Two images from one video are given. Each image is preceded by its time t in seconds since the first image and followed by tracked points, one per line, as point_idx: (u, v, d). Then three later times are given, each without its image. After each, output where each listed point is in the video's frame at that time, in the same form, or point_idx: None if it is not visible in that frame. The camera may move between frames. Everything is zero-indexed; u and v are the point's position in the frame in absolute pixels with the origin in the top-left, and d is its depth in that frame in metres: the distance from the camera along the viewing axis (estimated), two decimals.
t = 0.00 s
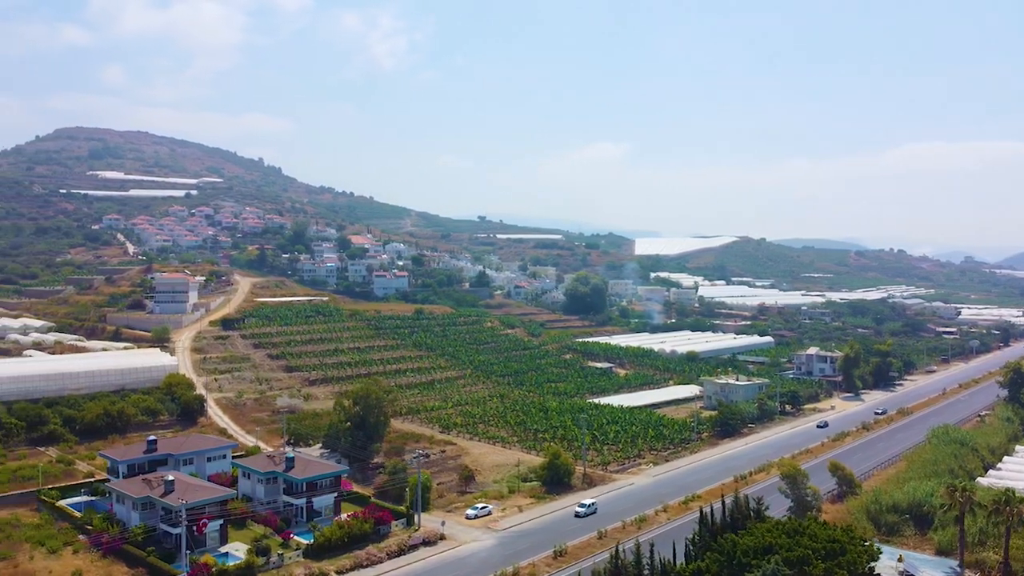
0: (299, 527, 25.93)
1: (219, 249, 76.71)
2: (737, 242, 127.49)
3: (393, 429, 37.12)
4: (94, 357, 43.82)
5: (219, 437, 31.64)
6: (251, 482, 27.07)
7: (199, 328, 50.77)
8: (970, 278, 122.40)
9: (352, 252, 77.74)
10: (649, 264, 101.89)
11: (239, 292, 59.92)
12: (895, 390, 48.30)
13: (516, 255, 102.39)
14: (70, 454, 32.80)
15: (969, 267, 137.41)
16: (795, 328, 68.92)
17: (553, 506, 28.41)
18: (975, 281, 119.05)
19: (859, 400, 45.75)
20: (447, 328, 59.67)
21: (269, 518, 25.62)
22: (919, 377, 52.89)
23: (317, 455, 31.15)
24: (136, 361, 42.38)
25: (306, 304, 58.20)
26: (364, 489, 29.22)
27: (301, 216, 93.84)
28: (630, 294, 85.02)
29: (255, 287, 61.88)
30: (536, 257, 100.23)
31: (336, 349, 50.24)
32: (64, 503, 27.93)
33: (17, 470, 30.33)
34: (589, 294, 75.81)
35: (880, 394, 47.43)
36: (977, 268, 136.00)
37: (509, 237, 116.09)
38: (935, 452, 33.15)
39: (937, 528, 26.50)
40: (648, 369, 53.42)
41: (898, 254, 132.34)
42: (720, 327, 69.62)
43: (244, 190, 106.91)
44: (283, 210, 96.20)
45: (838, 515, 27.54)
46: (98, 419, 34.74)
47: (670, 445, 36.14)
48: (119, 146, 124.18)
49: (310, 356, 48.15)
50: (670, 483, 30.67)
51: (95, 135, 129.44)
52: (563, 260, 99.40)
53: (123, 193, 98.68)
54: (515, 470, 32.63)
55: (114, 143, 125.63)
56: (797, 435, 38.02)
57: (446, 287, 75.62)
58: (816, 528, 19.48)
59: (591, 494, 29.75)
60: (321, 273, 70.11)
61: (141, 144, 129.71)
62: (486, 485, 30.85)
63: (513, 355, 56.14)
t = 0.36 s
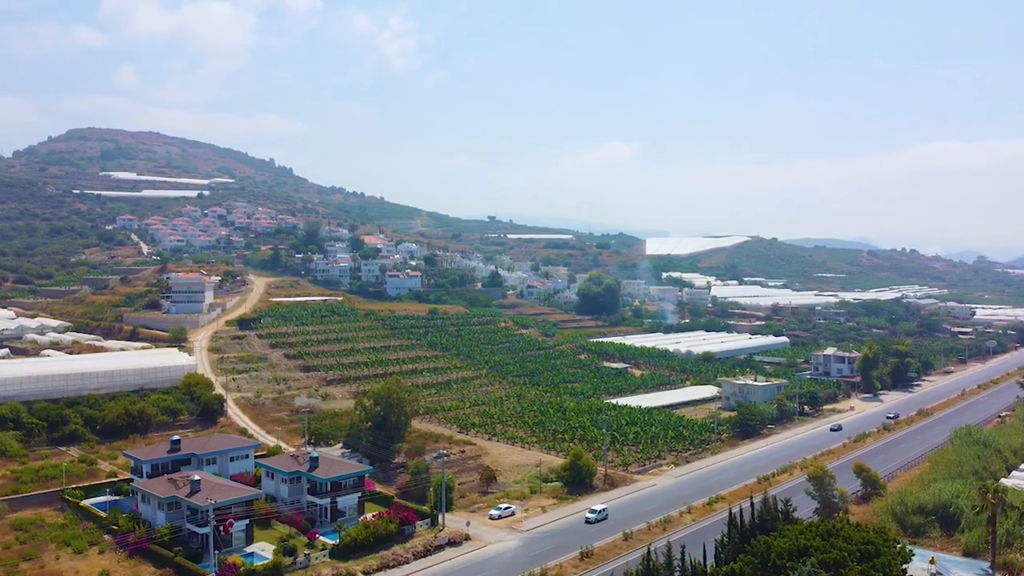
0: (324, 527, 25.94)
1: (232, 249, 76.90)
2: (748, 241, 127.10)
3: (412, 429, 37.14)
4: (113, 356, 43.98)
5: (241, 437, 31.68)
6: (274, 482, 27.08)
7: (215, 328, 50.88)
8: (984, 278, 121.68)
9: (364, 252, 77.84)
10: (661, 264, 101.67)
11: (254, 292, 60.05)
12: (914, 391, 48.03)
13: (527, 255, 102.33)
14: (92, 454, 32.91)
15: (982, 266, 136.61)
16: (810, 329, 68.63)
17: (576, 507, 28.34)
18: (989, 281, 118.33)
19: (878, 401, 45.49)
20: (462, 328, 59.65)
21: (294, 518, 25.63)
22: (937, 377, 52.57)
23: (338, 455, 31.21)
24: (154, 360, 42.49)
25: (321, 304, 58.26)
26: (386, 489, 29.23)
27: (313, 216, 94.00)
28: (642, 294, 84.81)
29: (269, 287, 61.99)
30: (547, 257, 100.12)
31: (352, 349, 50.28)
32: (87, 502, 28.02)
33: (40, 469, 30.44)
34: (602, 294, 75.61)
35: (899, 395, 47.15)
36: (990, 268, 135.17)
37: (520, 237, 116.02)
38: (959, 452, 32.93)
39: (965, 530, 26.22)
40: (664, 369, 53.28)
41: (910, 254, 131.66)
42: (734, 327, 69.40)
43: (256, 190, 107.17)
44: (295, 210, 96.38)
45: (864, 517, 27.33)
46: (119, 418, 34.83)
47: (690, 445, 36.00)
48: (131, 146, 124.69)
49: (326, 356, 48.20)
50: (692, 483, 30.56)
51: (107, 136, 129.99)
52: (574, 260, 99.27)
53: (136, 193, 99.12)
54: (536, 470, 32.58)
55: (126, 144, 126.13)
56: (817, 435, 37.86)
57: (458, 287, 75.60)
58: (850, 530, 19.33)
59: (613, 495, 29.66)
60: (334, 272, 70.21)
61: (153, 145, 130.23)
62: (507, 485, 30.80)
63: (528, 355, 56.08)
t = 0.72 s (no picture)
0: (348, 527, 25.95)
1: (246, 249, 77.13)
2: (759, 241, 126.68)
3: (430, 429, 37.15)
4: (131, 356, 44.09)
5: (263, 437, 31.71)
6: (298, 482, 27.13)
7: (232, 328, 51.00)
8: (997, 278, 121.01)
9: (377, 252, 77.98)
10: (672, 264, 101.43)
11: (269, 292, 60.22)
12: (933, 392, 47.77)
13: (539, 255, 102.28)
14: (114, 453, 32.99)
15: (995, 266, 135.88)
16: (824, 329, 68.41)
17: (599, 508, 28.27)
18: (1002, 281, 117.67)
19: (897, 402, 45.19)
20: (476, 327, 59.68)
21: (319, 518, 25.65)
22: (955, 378, 52.29)
23: (360, 455, 31.28)
24: (173, 360, 42.56)
25: (336, 304, 58.35)
26: (408, 489, 29.22)
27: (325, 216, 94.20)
28: (655, 294, 84.65)
29: (284, 287, 62.13)
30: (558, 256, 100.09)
31: (368, 349, 50.33)
32: (111, 502, 28.09)
33: (64, 469, 30.54)
34: (615, 294, 75.45)
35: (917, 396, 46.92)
36: (1003, 268, 134.43)
37: (530, 237, 116.00)
38: (982, 453, 32.69)
39: (991, 531, 26.03)
40: (679, 370, 53.17)
41: (923, 254, 131.07)
42: (748, 327, 69.21)
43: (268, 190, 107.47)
44: (307, 210, 96.62)
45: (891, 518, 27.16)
46: (140, 418, 34.91)
47: (710, 446, 35.82)
48: (143, 147, 125.17)
49: (343, 356, 48.26)
50: (715, 485, 30.44)
51: (119, 136, 130.52)
52: (586, 260, 99.18)
53: (149, 193, 99.50)
54: (556, 471, 32.51)
55: (138, 144, 126.63)
56: (837, 436, 37.69)
57: (471, 287, 75.63)
58: (884, 532, 19.19)
59: (636, 496, 29.56)
60: (347, 272, 70.32)
61: (165, 145, 130.73)
62: (529, 486, 30.72)
63: (543, 355, 56.06)
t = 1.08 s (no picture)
0: (377, 527, 25.95)
1: (262, 249, 77.37)
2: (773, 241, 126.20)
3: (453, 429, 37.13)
4: (152, 356, 44.22)
5: (288, 437, 31.74)
6: (326, 482, 27.15)
7: (252, 328, 51.14)
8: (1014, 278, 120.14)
9: (392, 252, 78.06)
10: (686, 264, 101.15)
11: (287, 292, 60.36)
12: (955, 393, 47.45)
13: (552, 255, 102.19)
14: (139, 453, 33.07)
15: (1011, 266, 134.90)
16: (842, 329, 68.08)
17: (628, 510, 28.15)
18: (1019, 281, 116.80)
19: (921, 404, 44.89)
20: (494, 328, 59.65)
21: (348, 518, 25.66)
22: (977, 378, 51.90)
23: (386, 455, 31.30)
24: (195, 360, 42.66)
25: (354, 304, 58.43)
26: (435, 489, 29.20)
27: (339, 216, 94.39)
28: (670, 294, 84.42)
29: (301, 287, 62.27)
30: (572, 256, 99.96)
31: (387, 349, 50.37)
32: (139, 502, 28.15)
33: (91, 469, 30.62)
34: (631, 294, 75.25)
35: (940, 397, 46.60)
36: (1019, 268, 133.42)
37: (543, 237, 115.91)
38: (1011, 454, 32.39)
39: None
40: (698, 370, 52.99)
41: (938, 254, 130.26)
42: (764, 327, 68.96)
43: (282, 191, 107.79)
44: (321, 211, 96.85)
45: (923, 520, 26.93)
46: (165, 418, 35.00)
47: (735, 447, 35.63)
48: (157, 148, 125.68)
49: (362, 356, 48.31)
50: (742, 486, 30.26)
51: (133, 137, 131.14)
52: (599, 260, 99.01)
53: (164, 194, 99.84)
54: (581, 471, 32.43)
55: (152, 145, 127.23)
56: (862, 437, 37.44)
57: (486, 287, 75.61)
58: (925, 534, 19.03)
59: (663, 497, 29.41)
60: (363, 272, 70.39)
61: (178, 146, 131.25)
62: (554, 487, 30.65)
63: (561, 356, 55.97)
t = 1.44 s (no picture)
0: (401, 527, 25.94)
1: (275, 249, 77.59)
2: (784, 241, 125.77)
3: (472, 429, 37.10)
4: (170, 355, 44.33)
5: (310, 436, 31.77)
6: (349, 481, 27.16)
7: (268, 327, 51.24)
8: None
9: (405, 252, 78.15)
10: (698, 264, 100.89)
11: (302, 292, 60.48)
12: (975, 394, 47.16)
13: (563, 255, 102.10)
14: (161, 453, 33.15)
15: None
16: (856, 329, 67.79)
17: (652, 511, 28.04)
18: None
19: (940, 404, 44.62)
20: (508, 327, 59.63)
21: (373, 518, 25.65)
22: (996, 379, 51.55)
23: (407, 455, 31.28)
24: (213, 360, 42.73)
25: (369, 304, 58.49)
26: (457, 490, 29.16)
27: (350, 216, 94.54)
28: (683, 294, 84.24)
29: (316, 287, 62.39)
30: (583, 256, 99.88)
31: (403, 348, 50.38)
32: (163, 502, 28.21)
33: (113, 469, 30.68)
34: (644, 294, 75.12)
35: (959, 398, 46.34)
36: None
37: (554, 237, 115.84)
38: None
39: None
40: (714, 371, 52.84)
41: (950, 254, 129.55)
42: (778, 327, 68.75)
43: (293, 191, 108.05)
44: (333, 211, 97.05)
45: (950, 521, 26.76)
46: (185, 417, 35.07)
47: (756, 448, 35.48)
48: (169, 148, 126.15)
49: (379, 355, 48.34)
50: (765, 488, 30.15)
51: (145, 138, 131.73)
52: (610, 260, 98.87)
53: (176, 194, 100.17)
54: (602, 472, 32.36)
55: (164, 146, 127.76)
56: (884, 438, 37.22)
57: (498, 286, 75.58)
58: (958, 536, 18.91)
59: (686, 499, 29.32)
60: (376, 272, 70.41)
61: (190, 146, 131.71)
62: (576, 488, 30.58)
63: (576, 356, 55.89)
